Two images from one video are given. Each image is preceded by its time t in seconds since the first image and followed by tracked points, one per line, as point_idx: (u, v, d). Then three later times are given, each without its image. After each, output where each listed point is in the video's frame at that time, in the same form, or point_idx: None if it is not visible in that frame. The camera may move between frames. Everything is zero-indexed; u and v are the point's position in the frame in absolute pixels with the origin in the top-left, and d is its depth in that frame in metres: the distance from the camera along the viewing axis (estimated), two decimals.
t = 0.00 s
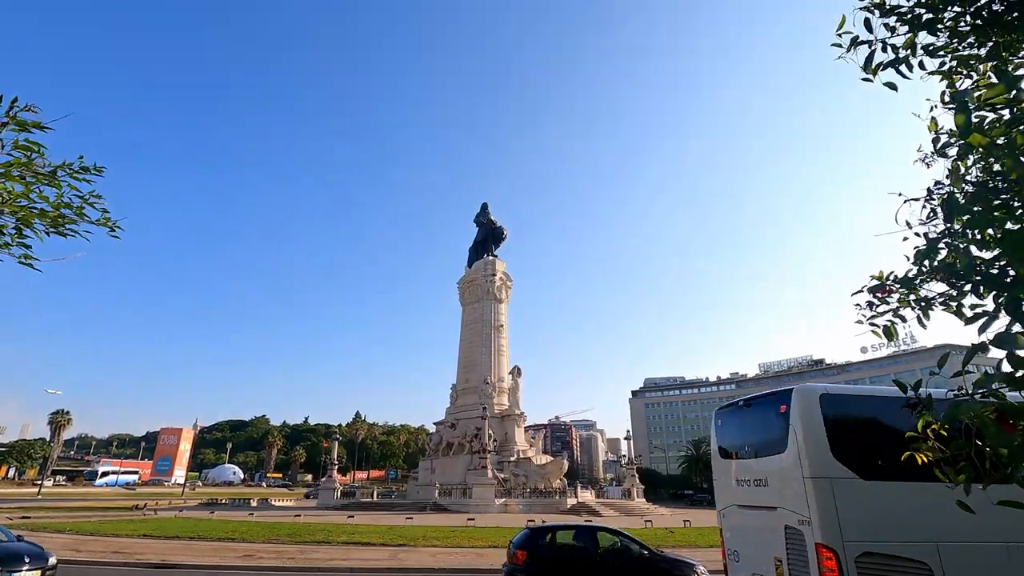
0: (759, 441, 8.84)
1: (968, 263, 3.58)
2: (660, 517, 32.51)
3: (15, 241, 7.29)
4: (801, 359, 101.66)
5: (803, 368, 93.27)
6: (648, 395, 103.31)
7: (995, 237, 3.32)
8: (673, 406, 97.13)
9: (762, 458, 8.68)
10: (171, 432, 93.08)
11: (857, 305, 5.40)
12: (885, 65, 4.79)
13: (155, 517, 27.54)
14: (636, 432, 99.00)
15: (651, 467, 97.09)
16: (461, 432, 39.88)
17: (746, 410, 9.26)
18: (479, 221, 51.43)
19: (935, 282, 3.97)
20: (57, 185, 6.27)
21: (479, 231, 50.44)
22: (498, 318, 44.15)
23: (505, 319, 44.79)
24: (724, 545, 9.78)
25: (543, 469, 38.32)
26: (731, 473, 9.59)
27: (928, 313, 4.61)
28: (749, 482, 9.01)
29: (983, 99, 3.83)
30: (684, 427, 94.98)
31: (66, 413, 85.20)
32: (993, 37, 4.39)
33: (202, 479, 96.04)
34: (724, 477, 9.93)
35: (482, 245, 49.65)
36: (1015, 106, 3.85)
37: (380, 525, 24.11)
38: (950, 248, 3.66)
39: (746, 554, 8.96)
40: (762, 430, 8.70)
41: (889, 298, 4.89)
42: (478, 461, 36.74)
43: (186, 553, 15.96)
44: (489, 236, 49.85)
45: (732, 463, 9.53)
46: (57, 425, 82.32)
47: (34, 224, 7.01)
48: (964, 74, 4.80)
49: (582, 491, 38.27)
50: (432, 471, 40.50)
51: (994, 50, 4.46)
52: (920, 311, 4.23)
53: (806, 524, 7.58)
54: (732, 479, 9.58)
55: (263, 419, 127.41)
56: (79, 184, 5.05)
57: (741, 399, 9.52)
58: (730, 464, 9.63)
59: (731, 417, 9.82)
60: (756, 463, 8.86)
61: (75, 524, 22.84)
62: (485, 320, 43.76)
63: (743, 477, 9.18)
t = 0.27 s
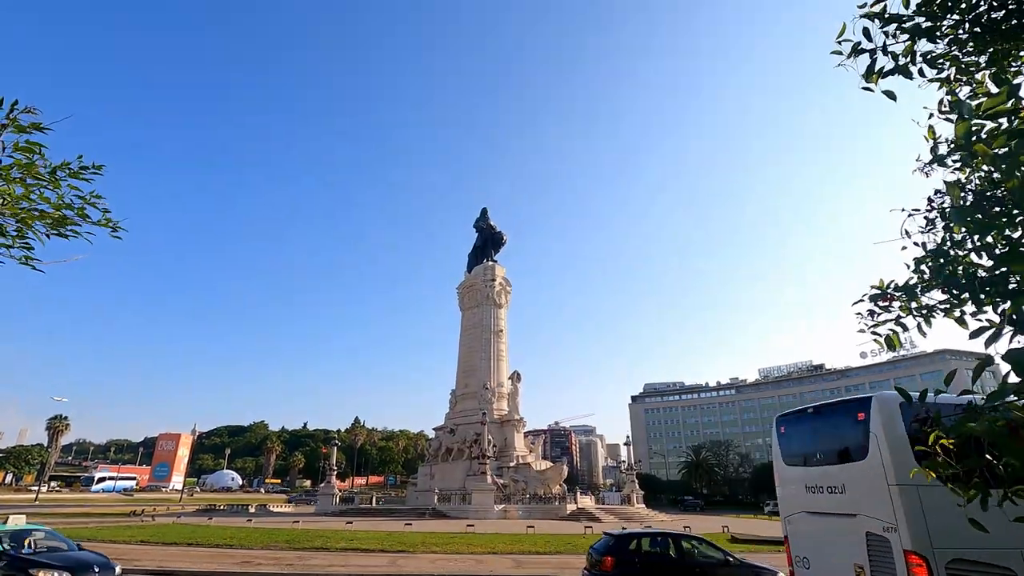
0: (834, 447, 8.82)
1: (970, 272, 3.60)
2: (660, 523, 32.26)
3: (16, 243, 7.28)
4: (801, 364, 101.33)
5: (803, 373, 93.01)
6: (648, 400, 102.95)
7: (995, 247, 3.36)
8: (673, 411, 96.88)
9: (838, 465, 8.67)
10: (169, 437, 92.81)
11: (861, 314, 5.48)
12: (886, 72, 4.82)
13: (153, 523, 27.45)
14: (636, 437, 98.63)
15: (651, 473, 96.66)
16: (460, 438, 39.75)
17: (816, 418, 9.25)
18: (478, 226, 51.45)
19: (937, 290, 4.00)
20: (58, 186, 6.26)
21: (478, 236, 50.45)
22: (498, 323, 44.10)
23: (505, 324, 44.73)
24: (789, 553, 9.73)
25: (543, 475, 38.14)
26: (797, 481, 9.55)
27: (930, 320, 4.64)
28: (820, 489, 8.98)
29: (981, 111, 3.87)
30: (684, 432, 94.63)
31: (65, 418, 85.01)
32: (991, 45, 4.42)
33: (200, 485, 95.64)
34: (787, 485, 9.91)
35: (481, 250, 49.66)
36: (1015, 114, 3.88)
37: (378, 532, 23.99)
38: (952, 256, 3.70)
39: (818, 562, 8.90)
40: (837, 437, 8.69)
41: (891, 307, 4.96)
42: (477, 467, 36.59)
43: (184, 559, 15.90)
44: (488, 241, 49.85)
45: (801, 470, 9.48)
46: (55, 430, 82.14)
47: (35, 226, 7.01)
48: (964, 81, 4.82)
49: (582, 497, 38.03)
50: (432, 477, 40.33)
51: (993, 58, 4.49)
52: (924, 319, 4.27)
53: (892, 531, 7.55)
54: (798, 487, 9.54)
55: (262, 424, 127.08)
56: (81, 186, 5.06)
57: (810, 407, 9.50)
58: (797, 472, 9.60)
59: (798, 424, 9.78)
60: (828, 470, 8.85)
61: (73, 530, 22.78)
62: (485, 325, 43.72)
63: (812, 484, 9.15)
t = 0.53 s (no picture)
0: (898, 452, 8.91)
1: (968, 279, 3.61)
2: (659, 528, 32.12)
3: (15, 245, 7.28)
4: (800, 368, 101.25)
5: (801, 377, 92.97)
6: (647, 405, 102.78)
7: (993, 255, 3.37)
8: (672, 416, 96.79)
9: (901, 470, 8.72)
10: (166, 441, 92.52)
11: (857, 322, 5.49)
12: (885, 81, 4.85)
13: (150, 527, 27.36)
14: (634, 441, 98.42)
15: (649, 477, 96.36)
16: (458, 442, 39.68)
17: (876, 423, 9.35)
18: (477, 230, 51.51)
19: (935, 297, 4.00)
20: (58, 189, 6.26)
21: (477, 240, 50.50)
22: (497, 328, 44.09)
23: (504, 328, 44.73)
24: (846, 559, 9.76)
25: (541, 479, 38.02)
26: (855, 487, 9.59)
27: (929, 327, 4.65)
28: (883, 495, 9.05)
29: (977, 121, 3.89)
30: (682, 436, 94.44)
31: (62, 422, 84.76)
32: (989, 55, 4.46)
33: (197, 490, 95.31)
34: (842, 490, 9.97)
35: (480, 254, 49.72)
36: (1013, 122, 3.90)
37: (376, 537, 23.90)
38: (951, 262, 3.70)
39: (881, 567, 8.94)
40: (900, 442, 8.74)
41: (888, 316, 4.97)
42: (475, 472, 36.50)
43: (181, 565, 15.85)
44: (487, 245, 49.90)
45: (859, 475, 9.56)
46: (51, 435, 81.87)
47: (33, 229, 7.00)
48: (962, 90, 4.84)
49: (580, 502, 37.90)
50: (430, 482, 40.21)
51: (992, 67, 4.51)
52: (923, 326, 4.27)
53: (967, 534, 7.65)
54: (856, 494, 9.59)
55: (260, 428, 126.70)
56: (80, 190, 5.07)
57: (870, 412, 9.59)
58: (853, 478, 9.68)
59: (853, 430, 9.87)
60: (892, 476, 8.93)
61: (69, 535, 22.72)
62: (484, 329, 43.72)
63: (874, 491, 9.22)
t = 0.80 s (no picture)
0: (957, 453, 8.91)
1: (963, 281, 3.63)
2: (657, 529, 32.06)
3: (13, 243, 7.26)
4: (799, 370, 101.24)
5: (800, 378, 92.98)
6: (646, 406, 102.69)
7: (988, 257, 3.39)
8: (671, 417, 96.78)
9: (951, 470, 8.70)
10: (164, 443, 92.32)
11: (856, 324, 5.51)
12: (882, 84, 4.85)
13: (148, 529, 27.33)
14: (633, 442, 98.36)
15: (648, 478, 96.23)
16: (457, 444, 39.66)
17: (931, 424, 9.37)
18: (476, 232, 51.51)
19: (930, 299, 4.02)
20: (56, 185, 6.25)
21: (476, 241, 50.51)
22: (496, 329, 44.09)
23: (502, 330, 44.73)
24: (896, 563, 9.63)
25: (540, 481, 37.99)
26: (903, 490, 9.59)
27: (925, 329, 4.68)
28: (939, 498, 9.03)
29: (973, 126, 3.90)
30: (681, 438, 94.39)
31: (59, 424, 84.57)
32: (986, 58, 4.46)
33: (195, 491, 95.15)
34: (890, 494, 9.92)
35: (478, 255, 49.73)
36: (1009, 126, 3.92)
37: (374, 538, 23.89)
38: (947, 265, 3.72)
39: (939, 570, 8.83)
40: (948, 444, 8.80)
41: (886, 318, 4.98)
42: (474, 473, 36.47)
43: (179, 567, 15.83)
44: (485, 247, 49.90)
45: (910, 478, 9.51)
46: (49, 436, 81.64)
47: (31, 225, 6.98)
48: (958, 93, 4.85)
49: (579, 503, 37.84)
50: (429, 483, 40.18)
51: (989, 69, 4.51)
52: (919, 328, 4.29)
53: None
54: (905, 496, 9.59)
55: (258, 430, 126.48)
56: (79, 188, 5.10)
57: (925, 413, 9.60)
58: (902, 480, 9.63)
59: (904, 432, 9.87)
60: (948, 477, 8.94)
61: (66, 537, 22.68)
62: (483, 330, 43.72)
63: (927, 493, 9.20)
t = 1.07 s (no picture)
0: None
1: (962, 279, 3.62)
2: (658, 528, 32.00)
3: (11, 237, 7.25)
4: (800, 369, 101.16)
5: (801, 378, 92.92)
6: (647, 405, 102.61)
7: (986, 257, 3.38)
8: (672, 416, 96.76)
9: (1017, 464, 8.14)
10: (166, 442, 92.40)
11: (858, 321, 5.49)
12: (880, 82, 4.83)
13: (149, 528, 27.35)
14: (635, 442, 98.32)
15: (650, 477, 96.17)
16: (458, 443, 39.67)
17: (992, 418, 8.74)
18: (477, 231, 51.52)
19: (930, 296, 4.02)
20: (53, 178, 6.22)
21: (477, 240, 50.51)
22: (497, 328, 44.12)
23: (504, 329, 44.74)
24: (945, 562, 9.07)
25: (541, 480, 37.98)
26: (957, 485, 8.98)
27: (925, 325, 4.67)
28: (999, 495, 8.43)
29: (973, 123, 3.89)
30: (683, 437, 94.34)
31: (61, 423, 84.68)
32: (987, 55, 4.43)
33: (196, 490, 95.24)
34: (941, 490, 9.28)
35: (480, 255, 49.74)
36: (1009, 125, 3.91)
37: (375, 537, 23.91)
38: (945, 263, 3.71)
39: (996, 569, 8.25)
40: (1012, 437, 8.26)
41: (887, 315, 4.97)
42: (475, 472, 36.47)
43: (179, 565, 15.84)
44: (487, 246, 49.91)
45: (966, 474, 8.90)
46: (50, 435, 81.72)
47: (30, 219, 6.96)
48: (958, 90, 4.83)
49: (580, 502, 37.84)
50: (430, 483, 40.18)
51: (989, 67, 4.49)
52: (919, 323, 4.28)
53: None
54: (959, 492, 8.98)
55: (259, 429, 126.59)
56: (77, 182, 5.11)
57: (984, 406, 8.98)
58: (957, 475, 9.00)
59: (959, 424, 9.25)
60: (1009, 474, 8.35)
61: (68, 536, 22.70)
62: (484, 330, 43.73)
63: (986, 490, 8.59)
